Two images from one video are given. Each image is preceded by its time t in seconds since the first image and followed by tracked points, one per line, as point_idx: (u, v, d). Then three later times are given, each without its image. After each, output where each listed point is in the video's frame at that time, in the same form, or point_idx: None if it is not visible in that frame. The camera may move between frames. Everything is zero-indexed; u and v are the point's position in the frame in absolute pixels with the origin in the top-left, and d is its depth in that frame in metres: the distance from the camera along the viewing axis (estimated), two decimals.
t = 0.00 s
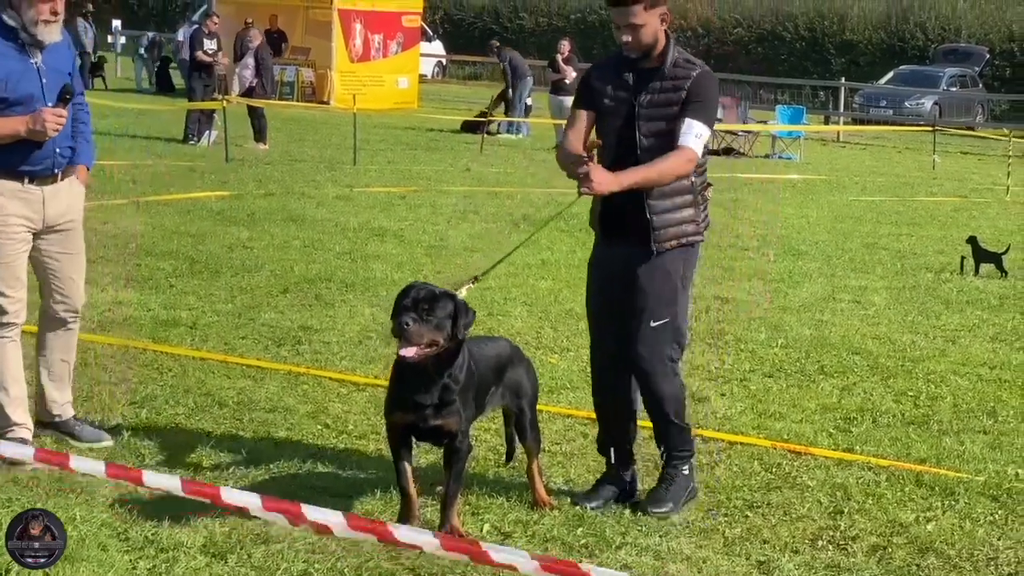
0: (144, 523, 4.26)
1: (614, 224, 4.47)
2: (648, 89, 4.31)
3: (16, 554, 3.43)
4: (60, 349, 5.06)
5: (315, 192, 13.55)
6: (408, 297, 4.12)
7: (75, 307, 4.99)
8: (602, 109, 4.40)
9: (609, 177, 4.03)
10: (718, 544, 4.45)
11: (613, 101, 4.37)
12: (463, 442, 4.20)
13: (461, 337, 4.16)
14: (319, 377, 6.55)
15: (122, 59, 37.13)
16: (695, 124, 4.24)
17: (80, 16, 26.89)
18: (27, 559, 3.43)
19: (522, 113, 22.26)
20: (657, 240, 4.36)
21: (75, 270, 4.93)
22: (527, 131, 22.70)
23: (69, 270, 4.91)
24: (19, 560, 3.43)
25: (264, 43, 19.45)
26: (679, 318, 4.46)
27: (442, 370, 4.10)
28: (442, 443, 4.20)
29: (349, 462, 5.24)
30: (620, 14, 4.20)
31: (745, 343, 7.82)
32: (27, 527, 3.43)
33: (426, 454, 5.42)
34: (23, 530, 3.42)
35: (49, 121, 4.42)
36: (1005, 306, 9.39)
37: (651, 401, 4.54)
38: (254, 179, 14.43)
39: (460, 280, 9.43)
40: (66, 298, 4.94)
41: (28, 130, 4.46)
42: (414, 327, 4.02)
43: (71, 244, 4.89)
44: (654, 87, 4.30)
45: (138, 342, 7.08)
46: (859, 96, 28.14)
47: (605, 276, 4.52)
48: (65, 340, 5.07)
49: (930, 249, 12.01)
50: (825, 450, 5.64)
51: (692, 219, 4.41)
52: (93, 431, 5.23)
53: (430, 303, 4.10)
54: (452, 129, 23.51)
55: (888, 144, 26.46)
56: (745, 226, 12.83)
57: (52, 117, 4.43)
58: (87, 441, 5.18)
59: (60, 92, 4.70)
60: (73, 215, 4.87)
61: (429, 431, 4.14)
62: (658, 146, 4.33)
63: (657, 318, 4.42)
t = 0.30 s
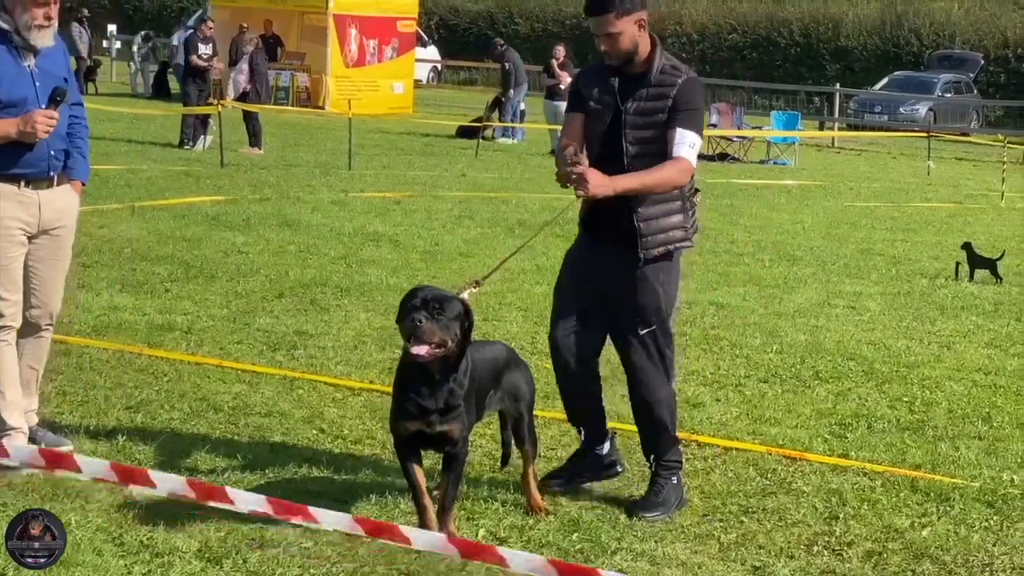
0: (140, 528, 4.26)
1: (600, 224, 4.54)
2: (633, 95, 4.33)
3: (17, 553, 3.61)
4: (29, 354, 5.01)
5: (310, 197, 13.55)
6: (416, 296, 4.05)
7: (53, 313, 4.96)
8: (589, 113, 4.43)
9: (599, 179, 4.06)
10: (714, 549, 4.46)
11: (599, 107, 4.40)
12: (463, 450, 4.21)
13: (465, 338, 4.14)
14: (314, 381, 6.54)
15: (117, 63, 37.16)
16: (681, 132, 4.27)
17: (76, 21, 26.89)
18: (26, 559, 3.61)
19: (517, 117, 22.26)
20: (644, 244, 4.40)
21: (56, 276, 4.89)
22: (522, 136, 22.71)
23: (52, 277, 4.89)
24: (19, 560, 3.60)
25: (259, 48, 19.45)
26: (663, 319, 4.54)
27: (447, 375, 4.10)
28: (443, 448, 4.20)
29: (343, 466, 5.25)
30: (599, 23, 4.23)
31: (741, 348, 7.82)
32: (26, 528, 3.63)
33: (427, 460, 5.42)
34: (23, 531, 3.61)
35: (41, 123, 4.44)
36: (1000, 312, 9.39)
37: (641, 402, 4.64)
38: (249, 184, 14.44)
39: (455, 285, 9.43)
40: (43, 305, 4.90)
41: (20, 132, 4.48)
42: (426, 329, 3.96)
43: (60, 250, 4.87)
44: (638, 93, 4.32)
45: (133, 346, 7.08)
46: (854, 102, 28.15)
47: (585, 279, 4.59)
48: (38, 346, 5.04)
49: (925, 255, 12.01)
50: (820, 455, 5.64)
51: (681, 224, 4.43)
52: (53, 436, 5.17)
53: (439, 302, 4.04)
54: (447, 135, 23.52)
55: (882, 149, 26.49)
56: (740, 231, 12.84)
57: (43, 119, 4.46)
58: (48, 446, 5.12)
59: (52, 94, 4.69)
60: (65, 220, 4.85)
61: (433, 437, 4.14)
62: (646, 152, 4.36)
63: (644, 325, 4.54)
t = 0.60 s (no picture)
0: (135, 533, 4.26)
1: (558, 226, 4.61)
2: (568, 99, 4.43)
3: (17, 553, 3.55)
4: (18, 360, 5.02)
5: (304, 202, 13.54)
6: (410, 296, 4.03)
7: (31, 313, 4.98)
8: (530, 123, 4.55)
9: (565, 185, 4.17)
10: (708, 554, 4.46)
11: (539, 114, 4.52)
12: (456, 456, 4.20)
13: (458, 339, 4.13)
14: (308, 387, 6.54)
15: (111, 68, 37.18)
16: (624, 134, 4.36)
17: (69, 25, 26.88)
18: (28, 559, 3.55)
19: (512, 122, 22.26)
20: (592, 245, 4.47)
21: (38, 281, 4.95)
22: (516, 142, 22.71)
23: (33, 279, 4.94)
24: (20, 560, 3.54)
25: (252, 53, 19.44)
26: (616, 321, 4.55)
27: (439, 378, 4.09)
28: (435, 452, 4.19)
29: (336, 471, 5.25)
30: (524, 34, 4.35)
31: (734, 354, 7.83)
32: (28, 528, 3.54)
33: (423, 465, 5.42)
34: (23, 530, 3.54)
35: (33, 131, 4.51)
36: (993, 318, 9.40)
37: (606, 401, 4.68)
38: (243, 188, 14.42)
39: (449, 290, 9.43)
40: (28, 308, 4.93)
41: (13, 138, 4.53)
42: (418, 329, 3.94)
43: (44, 254, 4.92)
44: (576, 99, 4.42)
45: (127, 351, 7.07)
46: (847, 108, 28.17)
47: (535, 285, 4.67)
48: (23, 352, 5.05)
49: (918, 261, 12.02)
50: (814, 461, 5.64)
51: (630, 225, 4.50)
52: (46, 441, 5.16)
53: (434, 304, 4.02)
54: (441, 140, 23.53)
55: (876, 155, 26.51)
56: (734, 237, 12.84)
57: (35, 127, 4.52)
58: (41, 451, 5.11)
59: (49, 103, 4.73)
60: (53, 227, 4.90)
61: (425, 441, 4.14)
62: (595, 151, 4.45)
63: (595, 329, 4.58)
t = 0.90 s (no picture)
0: (130, 538, 4.26)
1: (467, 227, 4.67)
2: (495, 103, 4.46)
3: (17, 553, 3.72)
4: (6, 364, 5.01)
5: (299, 207, 13.54)
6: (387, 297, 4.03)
7: (21, 317, 4.99)
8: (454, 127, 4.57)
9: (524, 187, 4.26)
10: (704, 559, 4.46)
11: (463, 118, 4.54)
12: (449, 459, 4.17)
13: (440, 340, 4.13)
14: (304, 392, 6.53)
15: (107, 71, 37.16)
16: (561, 133, 4.44)
17: (65, 29, 26.87)
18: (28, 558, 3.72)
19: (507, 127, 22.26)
20: (508, 249, 4.55)
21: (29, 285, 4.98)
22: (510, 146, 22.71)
23: (22, 282, 4.96)
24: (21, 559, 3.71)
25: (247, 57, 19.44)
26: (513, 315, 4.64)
27: (424, 378, 4.08)
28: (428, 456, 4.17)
29: (332, 476, 5.25)
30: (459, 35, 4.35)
31: (730, 358, 7.83)
32: (27, 527, 3.75)
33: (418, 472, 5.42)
34: (23, 530, 3.74)
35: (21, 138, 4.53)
36: (989, 322, 9.41)
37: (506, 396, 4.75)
38: (238, 193, 14.41)
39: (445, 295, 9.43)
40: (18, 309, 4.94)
41: None
42: (394, 322, 3.93)
43: (33, 259, 4.95)
44: (506, 101, 4.45)
45: (122, 356, 7.07)
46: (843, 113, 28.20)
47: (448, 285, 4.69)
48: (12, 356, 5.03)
49: (914, 265, 12.02)
50: (810, 466, 5.65)
51: (547, 224, 4.61)
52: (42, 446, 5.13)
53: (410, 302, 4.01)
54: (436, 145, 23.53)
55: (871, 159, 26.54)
56: (730, 242, 12.84)
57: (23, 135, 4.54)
58: (36, 456, 5.08)
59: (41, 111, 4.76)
60: (43, 231, 4.92)
61: (417, 445, 4.12)
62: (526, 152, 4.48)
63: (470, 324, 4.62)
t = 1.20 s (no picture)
0: (132, 542, 4.26)
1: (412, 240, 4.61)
2: (455, 112, 4.44)
3: (16, 554, 3.65)
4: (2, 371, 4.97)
5: (297, 212, 13.55)
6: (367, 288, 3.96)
7: (18, 323, 4.96)
8: (403, 141, 4.50)
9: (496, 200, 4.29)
10: (705, 563, 4.46)
11: (415, 129, 4.48)
12: (445, 458, 4.04)
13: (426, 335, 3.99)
14: (304, 396, 6.54)
15: (105, 76, 37.17)
16: (522, 142, 4.54)
17: (63, 35, 26.88)
18: (26, 559, 3.65)
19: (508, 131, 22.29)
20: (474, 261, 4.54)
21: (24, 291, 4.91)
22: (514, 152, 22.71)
23: (16, 288, 4.89)
24: (19, 560, 3.65)
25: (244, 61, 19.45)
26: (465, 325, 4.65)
27: (405, 377, 3.97)
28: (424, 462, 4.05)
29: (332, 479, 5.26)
30: (425, 41, 4.30)
31: (729, 362, 7.84)
32: (27, 529, 3.65)
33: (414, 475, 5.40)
34: (23, 530, 3.65)
35: None
36: (988, 326, 9.42)
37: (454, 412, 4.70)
38: (236, 198, 14.42)
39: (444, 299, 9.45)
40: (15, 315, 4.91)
41: None
42: (357, 317, 3.85)
43: (27, 265, 4.89)
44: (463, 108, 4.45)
45: (122, 361, 7.08)
46: (841, 117, 28.21)
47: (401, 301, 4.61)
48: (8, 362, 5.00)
49: (912, 269, 12.03)
50: (809, 469, 5.65)
51: (504, 232, 4.61)
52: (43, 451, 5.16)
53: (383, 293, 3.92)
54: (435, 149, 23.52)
55: (869, 163, 26.54)
56: (728, 246, 12.85)
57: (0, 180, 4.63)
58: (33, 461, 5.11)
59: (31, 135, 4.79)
60: (36, 236, 4.87)
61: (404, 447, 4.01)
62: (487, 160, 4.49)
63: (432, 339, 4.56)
